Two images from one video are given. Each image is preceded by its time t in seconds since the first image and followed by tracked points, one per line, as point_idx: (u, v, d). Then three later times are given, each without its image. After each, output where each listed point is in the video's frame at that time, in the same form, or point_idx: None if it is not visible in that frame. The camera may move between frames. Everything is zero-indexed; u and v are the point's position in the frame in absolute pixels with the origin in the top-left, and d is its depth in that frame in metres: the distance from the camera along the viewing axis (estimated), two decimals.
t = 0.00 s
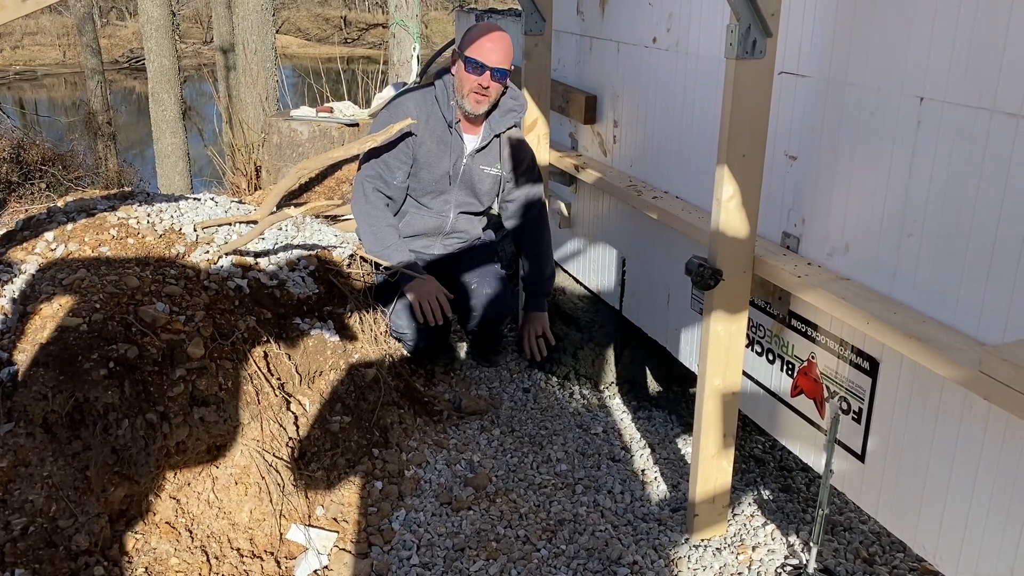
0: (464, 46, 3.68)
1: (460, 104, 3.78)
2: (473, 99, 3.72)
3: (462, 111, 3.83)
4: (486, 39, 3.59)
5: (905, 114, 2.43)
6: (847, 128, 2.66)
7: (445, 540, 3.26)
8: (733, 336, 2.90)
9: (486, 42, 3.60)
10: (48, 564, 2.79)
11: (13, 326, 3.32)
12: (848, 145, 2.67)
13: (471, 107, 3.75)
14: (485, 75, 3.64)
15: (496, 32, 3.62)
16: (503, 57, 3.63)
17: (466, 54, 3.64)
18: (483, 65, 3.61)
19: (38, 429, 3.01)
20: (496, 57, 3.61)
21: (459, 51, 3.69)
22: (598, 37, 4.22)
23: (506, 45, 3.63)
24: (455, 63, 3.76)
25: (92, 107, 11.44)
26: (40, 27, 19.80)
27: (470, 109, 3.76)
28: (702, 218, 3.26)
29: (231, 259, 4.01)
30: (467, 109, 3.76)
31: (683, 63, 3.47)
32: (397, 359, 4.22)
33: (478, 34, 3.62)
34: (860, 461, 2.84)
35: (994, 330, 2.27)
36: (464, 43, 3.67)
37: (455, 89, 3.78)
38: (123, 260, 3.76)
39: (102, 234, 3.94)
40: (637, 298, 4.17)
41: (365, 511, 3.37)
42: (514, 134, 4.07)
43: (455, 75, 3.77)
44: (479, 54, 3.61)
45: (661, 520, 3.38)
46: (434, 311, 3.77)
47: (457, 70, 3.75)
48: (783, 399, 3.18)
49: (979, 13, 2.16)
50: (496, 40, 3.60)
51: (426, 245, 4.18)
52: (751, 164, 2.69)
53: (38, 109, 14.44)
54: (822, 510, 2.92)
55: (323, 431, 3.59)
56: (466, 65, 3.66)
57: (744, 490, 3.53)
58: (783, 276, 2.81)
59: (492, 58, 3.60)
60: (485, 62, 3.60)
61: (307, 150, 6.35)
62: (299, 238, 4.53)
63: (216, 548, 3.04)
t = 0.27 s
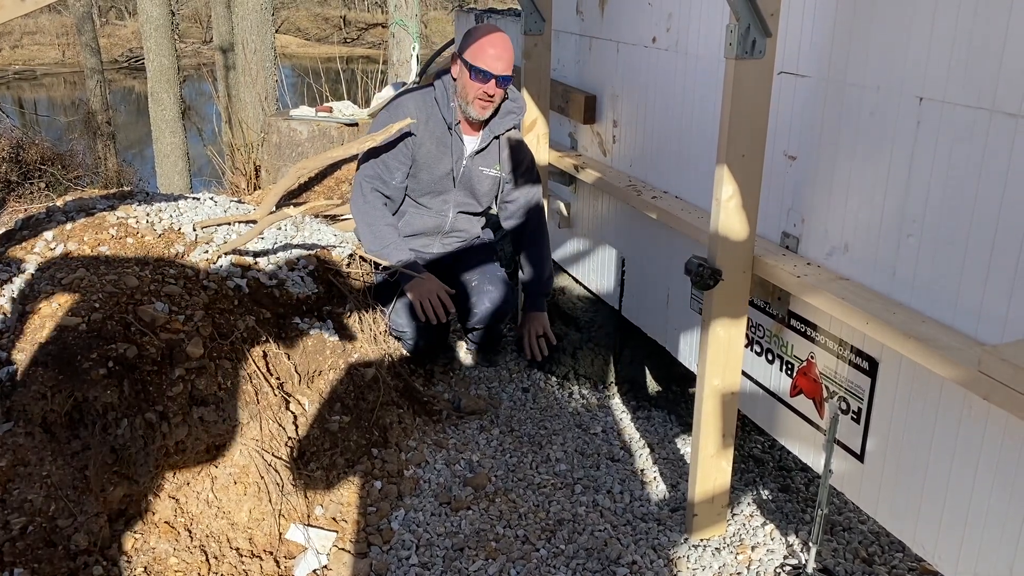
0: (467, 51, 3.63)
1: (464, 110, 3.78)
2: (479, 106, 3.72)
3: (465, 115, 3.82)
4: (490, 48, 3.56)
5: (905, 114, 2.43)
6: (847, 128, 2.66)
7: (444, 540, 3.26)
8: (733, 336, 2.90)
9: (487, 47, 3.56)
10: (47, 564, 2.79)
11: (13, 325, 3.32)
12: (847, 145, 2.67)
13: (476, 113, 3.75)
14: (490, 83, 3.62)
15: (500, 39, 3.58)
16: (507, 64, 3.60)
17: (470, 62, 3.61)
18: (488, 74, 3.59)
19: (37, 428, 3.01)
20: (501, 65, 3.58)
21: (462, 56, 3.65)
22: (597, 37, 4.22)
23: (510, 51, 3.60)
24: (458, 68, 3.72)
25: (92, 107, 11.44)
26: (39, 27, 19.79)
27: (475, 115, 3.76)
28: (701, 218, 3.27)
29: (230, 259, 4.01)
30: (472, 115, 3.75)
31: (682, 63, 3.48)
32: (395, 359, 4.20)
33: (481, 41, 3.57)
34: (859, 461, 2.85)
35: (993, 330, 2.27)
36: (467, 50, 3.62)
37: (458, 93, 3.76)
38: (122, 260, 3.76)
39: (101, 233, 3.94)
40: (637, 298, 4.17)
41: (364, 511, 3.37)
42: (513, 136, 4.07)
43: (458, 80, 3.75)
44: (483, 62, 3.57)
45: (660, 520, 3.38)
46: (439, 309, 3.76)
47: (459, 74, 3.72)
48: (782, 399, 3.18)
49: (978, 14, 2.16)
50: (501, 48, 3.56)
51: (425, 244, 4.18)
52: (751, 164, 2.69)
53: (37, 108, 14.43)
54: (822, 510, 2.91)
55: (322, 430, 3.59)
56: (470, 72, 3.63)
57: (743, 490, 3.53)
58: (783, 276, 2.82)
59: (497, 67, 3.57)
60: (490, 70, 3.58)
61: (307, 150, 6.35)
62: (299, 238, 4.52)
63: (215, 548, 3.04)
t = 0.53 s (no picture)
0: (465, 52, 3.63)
1: (462, 111, 3.79)
2: (476, 108, 3.74)
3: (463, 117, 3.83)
4: (489, 51, 3.56)
5: (905, 114, 2.43)
6: (847, 128, 2.66)
7: (444, 540, 3.26)
8: (733, 336, 2.90)
9: (485, 49, 3.56)
10: (46, 564, 2.79)
11: (11, 324, 3.32)
12: (848, 145, 2.67)
13: (474, 115, 3.78)
14: (488, 86, 3.63)
15: (499, 42, 3.58)
16: (506, 67, 3.60)
17: (469, 64, 3.61)
18: (486, 77, 3.60)
19: (36, 428, 3.01)
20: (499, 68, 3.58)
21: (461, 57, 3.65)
22: (597, 37, 4.21)
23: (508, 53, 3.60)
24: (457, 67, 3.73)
25: (91, 106, 11.43)
26: (38, 27, 19.77)
27: (472, 117, 3.78)
28: (701, 218, 3.26)
29: (230, 258, 4.01)
30: (469, 117, 3.77)
31: (682, 63, 3.47)
32: (394, 358, 4.18)
33: (480, 42, 3.57)
34: (859, 461, 2.84)
35: (993, 330, 2.27)
36: (466, 50, 3.62)
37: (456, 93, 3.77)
38: (122, 259, 3.76)
39: (101, 233, 3.93)
40: (637, 298, 4.16)
41: (364, 511, 3.37)
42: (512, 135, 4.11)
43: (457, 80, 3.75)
44: (481, 65, 3.57)
45: (660, 519, 3.38)
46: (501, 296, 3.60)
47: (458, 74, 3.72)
48: (782, 399, 3.18)
49: (979, 14, 2.16)
50: (499, 52, 3.56)
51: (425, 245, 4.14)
52: (751, 164, 2.69)
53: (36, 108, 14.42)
54: (822, 510, 2.91)
55: (322, 430, 3.59)
56: (468, 74, 3.64)
57: (743, 490, 3.53)
58: (783, 276, 2.81)
59: (496, 70, 3.58)
60: (488, 73, 3.58)
61: (306, 150, 6.34)
62: (298, 238, 4.52)
63: (215, 548, 3.02)
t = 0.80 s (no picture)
0: (468, 54, 3.60)
1: (467, 112, 3.76)
2: (483, 108, 3.73)
3: (467, 118, 3.81)
4: (496, 52, 3.54)
5: (906, 113, 2.43)
6: (848, 128, 2.66)
7: (444, 539, 3.25)
8: (733, 336, 2.90)
9: (489, 49, 3.54)
10: (45, 564, 2.78)
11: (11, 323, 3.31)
12: (848, 144, 2.67)
13: (480, 115, 3.76)
14: (495, 86, 3.62)
15: (503, 42, 3.56)
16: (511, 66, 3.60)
17: (473, 65, 3.59)
18: (493, 78, 3.59)
19: (35, 427, 3.01)
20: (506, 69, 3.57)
21: (464, 59, 3.62)
22: (598, 36, 4.21)
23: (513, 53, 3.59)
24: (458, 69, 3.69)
25: (90, 106, 11.42)
26: (37, 26, 19.76)
27: (479, 118, 3.77)
28: (701, 218, 3.26)
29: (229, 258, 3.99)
30: (476, 118, 3.76)
31: (683, 62, 3.47)
32: (394, 358, 4.16)
33: (485, 44, 3.55)
34: (860, 461, 2.84)
35: (994, 329, 2.27)
36: (469, 52, 3.59)
37: (459, 95, 3.74)
38: (121, 258, 3.75)
39: (100, 232, 3.93)
40: (637, 297, 4.16)
41: (363, 510, 3.36)
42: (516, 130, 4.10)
43: (460, 81, 3.72)
44: (489, 67, 3.56)
45: (660, 519, 3.37)
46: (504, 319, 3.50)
47: (460, 75, 3.69)
48: (782, 398, 3.18)
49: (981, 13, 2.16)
50: (505, 53, 3.55)
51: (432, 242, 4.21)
52: (751, 163, 2.68)
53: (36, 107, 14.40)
54: (822, 509, 2.90)
55: (321, 430, 3.58)
56: (474, 75, 3.62)
57: (743, 490, 3.52)
58: (784, 276, 2.81)
59: (503, 70, 3.57)
60: (494, 74, 3.57)
61: (305, 149, 6.34)
62: (298, 237, 4.51)
63: (215, 548, 3.01)
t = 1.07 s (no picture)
0: (483, 63, 3.50)
1: (472, 119, 3.76)
2: (489, 117, 3.71)
3: (471, 122, 3.79)
4: (510, 68, 3.45)
5: (906, 113, 2.43)
6: (848, 128, 2.65)
7: (444, 539, 3.25)
8: (734, 336, 2.90)
9: (499, 59, 3.45)
10: (44, 564, 2.77)
11: (10, 322, 3.31)
12: (849, 144, 2.66)
13: (485, 124, 3.75)
14: (506, 101, 3.57)
15: (518, 56, 3.47)
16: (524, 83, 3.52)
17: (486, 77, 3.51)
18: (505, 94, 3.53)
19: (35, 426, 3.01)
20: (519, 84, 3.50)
21: (478, 70, 3.52)
22: (597, 36, 4.21)
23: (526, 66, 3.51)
24: (471, 74, 3.60)
25: (89, 105, 11.41)
26: (37, 25, 19.75)
27: (483, 125, 3.77)
28: (701, 218, 3.26)
29: (229, 257, 4.00)
30: (480, 125, 3.75)
31: (682, 62, 3.47)
32: (394, 356, 4.15)
33: (499, 57, 3.45)
34: (860, 461, 2.84)
35: (995, 329, 2.27)
36: (483, 62, 3.49)
37: (470, 100, 3.69)
38: (120, 258, 3.75)
39: (100, 231, 3.92)
40: (637, 297, 4.15)
41: (363, 510, 3.36)
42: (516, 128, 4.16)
43: (470, 87, 3.65)
44: (502, 83, 3.48)
45: (660, 519, 3.37)
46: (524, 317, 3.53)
47: (473, 82, 3.61)
48: (782, 398, 3.18)
49: (982, 12, 2.15)
50: (519, 68, 3.46)
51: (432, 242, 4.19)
52: (751, 163, 2.68)
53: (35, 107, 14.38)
54: (822, 509, 2.90)
55: (321, 429, 3.58)
56: (487, 88, 3.55)
57: (744, 490, 3.52)
58: (784, 275, 2.81)
59: (515, 87, 3.50)
60: (505, 90, 3.51)
61: (305, 148, 6.33)
62: (298, 236, 4.52)
63: (214, 547, 3.01)
